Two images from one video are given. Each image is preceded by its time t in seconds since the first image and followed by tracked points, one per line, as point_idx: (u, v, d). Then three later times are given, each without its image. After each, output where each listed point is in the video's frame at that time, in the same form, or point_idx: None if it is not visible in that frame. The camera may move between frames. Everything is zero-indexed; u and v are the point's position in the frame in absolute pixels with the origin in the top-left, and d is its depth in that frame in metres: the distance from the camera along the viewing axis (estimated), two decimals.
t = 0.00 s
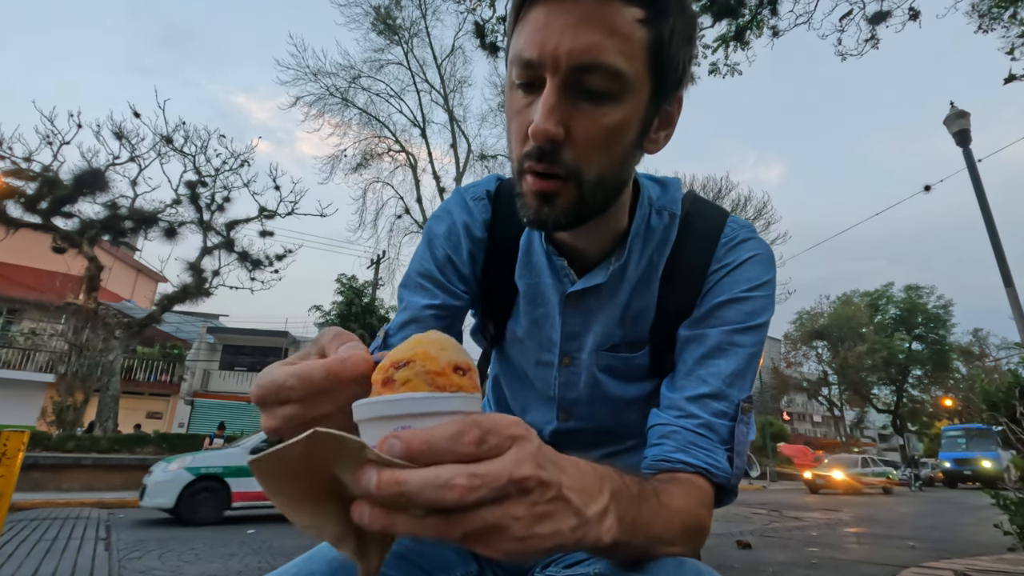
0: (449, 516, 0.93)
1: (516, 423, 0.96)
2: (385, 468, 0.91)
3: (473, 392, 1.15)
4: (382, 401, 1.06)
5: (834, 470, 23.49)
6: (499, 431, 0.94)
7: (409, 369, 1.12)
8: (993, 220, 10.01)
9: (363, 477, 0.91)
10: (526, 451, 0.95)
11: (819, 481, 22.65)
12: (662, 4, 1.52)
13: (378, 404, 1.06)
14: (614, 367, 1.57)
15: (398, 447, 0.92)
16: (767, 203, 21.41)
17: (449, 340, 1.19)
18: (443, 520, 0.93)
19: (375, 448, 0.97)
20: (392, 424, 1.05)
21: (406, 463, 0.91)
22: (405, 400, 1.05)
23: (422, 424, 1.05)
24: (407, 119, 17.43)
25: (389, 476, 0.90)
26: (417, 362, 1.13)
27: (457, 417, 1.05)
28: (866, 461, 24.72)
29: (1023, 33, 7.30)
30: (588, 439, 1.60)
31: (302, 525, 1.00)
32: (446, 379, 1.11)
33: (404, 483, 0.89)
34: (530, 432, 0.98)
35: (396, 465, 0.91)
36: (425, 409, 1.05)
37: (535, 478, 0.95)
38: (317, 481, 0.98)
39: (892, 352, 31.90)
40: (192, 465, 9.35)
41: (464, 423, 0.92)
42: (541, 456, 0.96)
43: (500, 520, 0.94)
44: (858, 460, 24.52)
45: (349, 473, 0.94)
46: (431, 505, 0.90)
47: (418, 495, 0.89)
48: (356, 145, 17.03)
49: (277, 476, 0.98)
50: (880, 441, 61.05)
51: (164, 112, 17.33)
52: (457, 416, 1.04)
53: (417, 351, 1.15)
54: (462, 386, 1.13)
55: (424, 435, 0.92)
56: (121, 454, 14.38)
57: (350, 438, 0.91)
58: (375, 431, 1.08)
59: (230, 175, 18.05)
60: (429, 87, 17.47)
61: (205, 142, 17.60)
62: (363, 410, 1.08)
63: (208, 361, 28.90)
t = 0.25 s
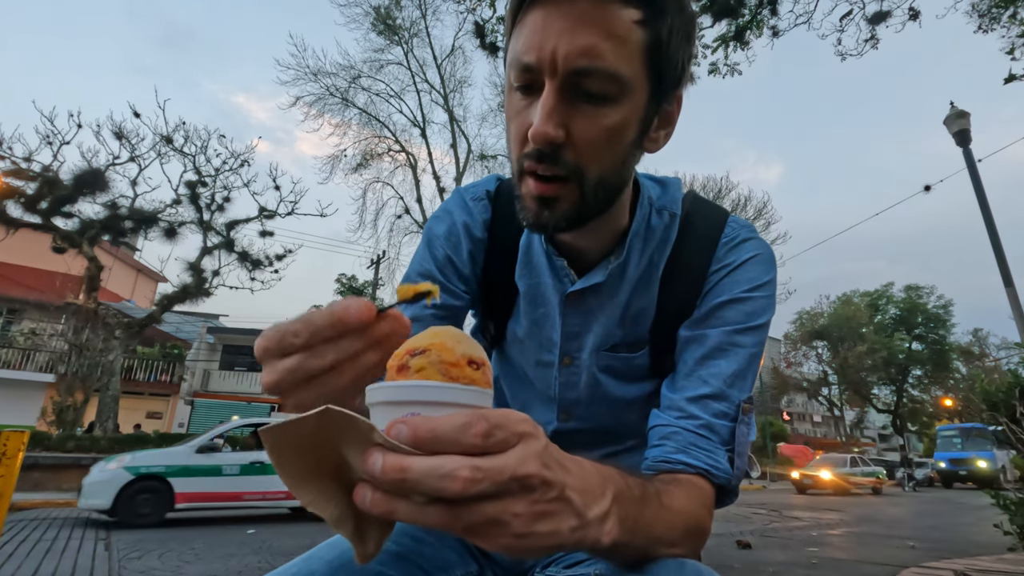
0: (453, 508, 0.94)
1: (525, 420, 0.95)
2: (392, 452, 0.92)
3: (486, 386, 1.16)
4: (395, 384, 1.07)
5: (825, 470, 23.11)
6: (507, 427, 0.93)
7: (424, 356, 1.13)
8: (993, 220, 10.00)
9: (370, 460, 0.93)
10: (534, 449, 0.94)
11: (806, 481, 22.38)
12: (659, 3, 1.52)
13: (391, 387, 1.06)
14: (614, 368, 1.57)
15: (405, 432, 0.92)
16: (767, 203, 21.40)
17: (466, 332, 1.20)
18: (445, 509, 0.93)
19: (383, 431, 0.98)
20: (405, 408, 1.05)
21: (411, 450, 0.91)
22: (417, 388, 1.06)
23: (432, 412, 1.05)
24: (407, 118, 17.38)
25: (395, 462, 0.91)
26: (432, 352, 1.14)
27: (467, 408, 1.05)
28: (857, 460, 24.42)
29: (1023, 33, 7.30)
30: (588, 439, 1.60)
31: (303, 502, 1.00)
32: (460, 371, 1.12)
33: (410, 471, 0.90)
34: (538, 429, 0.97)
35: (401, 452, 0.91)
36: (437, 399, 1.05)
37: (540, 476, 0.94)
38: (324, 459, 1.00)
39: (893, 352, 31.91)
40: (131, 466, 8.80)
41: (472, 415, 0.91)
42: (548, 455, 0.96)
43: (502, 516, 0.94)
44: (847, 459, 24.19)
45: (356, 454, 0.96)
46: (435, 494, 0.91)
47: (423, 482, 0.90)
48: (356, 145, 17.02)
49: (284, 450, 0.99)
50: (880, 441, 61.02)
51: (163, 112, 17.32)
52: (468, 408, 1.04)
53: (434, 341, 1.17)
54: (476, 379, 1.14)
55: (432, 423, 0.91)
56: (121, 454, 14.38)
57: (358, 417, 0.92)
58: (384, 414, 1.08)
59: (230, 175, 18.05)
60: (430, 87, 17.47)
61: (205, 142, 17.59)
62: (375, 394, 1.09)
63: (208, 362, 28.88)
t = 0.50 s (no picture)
0: (463, 507, 0.94)
1: (537, 419, 0.95)
2: (404, 450, 0.92)
3: (499, 385, 1.16)
4: (410, 379, 1.08)
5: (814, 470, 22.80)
6: (521, 426, 0.93)
7: (439, 353, 1.14)
8: (993, 220, 10.00)
9: (382, 457, 0.93)
10: (544, 450, 0.95)
11: (795, 482, 22.24)
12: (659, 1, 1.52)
13: (406, 383, 1.06)
14: (614, 368, 1.57)
15: (418, 430, 0.92)
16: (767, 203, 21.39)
17: (478, 332, 1.20)
18: (457, 509, 0.93)
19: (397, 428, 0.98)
20: (418, 404, 1.06)
21: (425, 449, 0.91)
22: (429, 387, 1.05)
23: (446, 409, 1.05)
24: (407, 119, 17.36)
25: (408, 460, 0.91)
26: (447, 349, 1.14)
27: (478, 407, 1.05)
28: (847, 459, 24.23)
29: (1023, 33, 7.30)
30: (590, 438, 1.60)
31: (313, 500, 0.99)
32: (475, 368, 1.12)
33: (422, 469, 0.90)
34: (549, 431, 0.97)
35: (415, 448, 0.92)
36: (452, 396, 1.06)
37: (550, 478, 0.95)
38: (335, 454, 0.99)
39: (892, 353, 31.92)
40: (74, 465, 8.53)
41: (487, 415, 0.91)
42: (557, 455, 0.97)
43: (511, 515, 0.94)
44: (837, 458, 24.00)
45: (369, 450, 0.95)
46: (447, 493, 0.91)
47: (435, 480, 0.90)
48: (356, 144, 17.02)
49: (297, 443, 0.97)
50: (879, 441, 61.04)
51: (163, 111, 17.31)
52: (481, 407, 1.04)
53: (448, 338, 1.18)
54: (489, 377, 1.14)
55: (446, 420, 0.91)
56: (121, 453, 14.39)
57: (372, 413, 0.92)
58: (397, 410, 1.08)
59: (230, 175, 18.06)
60: (429, 87, 17.46)
61: (205, 142, 17.59)
62: (389, 389, 1.09)
63: (208, 361, 28.88)
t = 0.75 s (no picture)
0: (468, 505, 0.94)
1: (542, 418, 0.95)
2: (410, 447, 0.92)
3: (503, 383, 1.17)
4: (417, 375, 1.08)
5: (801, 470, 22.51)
6: (525, 424, 0.93)
7: (444, 350, 1.14)
8: (993, 220, 10.01)
9: (387, 455, 0.93)
10: (548, 448, 0.95)
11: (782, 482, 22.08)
12: None
13: (412, 379, 1.07)
14: (615, 366, 1.57)
15: (424, 427, 0.92)
16: (767, 203, 21.39)
17: (483, 330, 1.20)
18: (462, 507, 0.94)
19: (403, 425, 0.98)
20: (423, 401, 1.06)
21: (431, 446, 0.92)
22: (435, 382, 1.06)
23: (451, 407, 1.06)
24: (407, 119, 17.46)
25: (413, 457, 0.91)
26: (452, 346, 1.15)
27: (482, 405, 1.06)
28: (835, 459, 24.13)
29: (1023, 33, 7.31)
30: (590, 438, 1.60)
31: (318, 498, 0.99)
32: (480, 366, 1.13)
33: (427, 466, 0.90)
34: (553, 429, 0.97)
35: (420, 446, 0.92)
36: (458, 392, 1.06)
37: (555, 475, 0.95)
38: (338, 453, 0.99)
39: (892, 352, 31.92)
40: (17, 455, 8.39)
41: (493, 412, 0.91)
42: (562, 455, 0.97)
43: (516, 514, 0.95)
44: (827, 458, 23.83)
45: (373, 445, 0.95)
46: (452, 491, 0.91)
47: (441, 478, 0.90)
48: (356, 145, 17.02)
49: (302, 441, 0.98)
50: (879, 441, 61.05)
51: (163, 111, 17.31)
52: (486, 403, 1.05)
53: (454, 335, 1.18)
54: (494, 375, 1.14)
55: (451, 418, 0.92)
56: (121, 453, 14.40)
57: (378, 411, 0.92)
58: (402, 407, 1.09)
59: (230, 175, 18.07)
60: (430, 87, 17.45)
61: (205, 142, 17.59)
62: (394, 385, 1.10)
63: (208, 362, 28.88)
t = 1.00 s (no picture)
0: (468, 507, 0.94)
1: (540, 420, 0.95)
2: (408, 449, 0.92)
3: (502, 385, 1.17)
4: (416, 377, 1.08)
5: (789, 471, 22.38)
6: (525, 426, 0.93)
7: (443, 352, 1.14)
8: (993, 220, 10.01)
9: (386, 457, 0.93)
10: (548, 449, 0.95)
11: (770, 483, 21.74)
12: None
13: (411, 381, 1.07)
14: (614, 366, 1.57)
15: (423, 430, 0.92)
16: (767, 203, 21.38)
17: (482, 331, 1.20)
18: (461, 510, 0.94)
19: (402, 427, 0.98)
20: (421, 403, 1.06)
21: (430, 448, 0.91)
22: (433, 384, 1.06)
23: (450, 409, 1.06)
24: (407, 119, 17.43)
25: (412, 459, 0.91)
26: (451, 348, 1.15)
27: (482, 406, 1.05)
28: (824, 460, 24.03)
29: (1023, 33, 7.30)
30: (590, 437, 1.60)
31: (316, 502, 0.99)
32: (479, 368, 1.13)
33: (426, 469, 0.90)
34: (553, 431, 0.97)
35: (419, 449, 0.92)
36: (456, 395, 1.06)
37: (555, 477, 0.95)
38: (337, 457, 0.99)
39: (892, 352, 31.92)
40: None
41: (492, 413, 0.91)
42: (562, 456, 0.97)
43: (516, 516, 0.95)
44: (815, 458, 23.74)
45: (372, 448, 0.95)
46: (451, 494, 0.91)
47: (441, 480, 0.90)
48: (356, 145, 17.02)
49: (301, 444, 0.98)
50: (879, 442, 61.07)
51: (163, 111, 17.31)
52: (485, 406, 1.05)
53: (453, 337, 1.18)
54: (493, 377, 1.14)
55: (451, 420, 0.91)
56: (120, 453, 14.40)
57: (377, 414, 0.92)
58: (400, 409, 1.08)
59: (230, 175, 18.05)
60: (429, 87, 17.43)
61: (205, 142, 17.59)
62: (393, 387, 1.10)
63: (208, 362, 28.88)
